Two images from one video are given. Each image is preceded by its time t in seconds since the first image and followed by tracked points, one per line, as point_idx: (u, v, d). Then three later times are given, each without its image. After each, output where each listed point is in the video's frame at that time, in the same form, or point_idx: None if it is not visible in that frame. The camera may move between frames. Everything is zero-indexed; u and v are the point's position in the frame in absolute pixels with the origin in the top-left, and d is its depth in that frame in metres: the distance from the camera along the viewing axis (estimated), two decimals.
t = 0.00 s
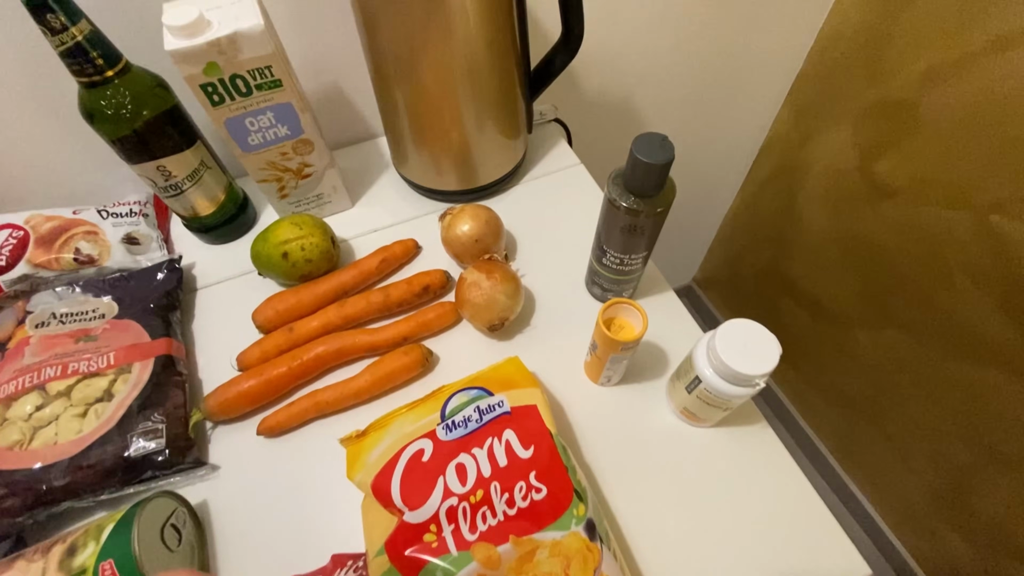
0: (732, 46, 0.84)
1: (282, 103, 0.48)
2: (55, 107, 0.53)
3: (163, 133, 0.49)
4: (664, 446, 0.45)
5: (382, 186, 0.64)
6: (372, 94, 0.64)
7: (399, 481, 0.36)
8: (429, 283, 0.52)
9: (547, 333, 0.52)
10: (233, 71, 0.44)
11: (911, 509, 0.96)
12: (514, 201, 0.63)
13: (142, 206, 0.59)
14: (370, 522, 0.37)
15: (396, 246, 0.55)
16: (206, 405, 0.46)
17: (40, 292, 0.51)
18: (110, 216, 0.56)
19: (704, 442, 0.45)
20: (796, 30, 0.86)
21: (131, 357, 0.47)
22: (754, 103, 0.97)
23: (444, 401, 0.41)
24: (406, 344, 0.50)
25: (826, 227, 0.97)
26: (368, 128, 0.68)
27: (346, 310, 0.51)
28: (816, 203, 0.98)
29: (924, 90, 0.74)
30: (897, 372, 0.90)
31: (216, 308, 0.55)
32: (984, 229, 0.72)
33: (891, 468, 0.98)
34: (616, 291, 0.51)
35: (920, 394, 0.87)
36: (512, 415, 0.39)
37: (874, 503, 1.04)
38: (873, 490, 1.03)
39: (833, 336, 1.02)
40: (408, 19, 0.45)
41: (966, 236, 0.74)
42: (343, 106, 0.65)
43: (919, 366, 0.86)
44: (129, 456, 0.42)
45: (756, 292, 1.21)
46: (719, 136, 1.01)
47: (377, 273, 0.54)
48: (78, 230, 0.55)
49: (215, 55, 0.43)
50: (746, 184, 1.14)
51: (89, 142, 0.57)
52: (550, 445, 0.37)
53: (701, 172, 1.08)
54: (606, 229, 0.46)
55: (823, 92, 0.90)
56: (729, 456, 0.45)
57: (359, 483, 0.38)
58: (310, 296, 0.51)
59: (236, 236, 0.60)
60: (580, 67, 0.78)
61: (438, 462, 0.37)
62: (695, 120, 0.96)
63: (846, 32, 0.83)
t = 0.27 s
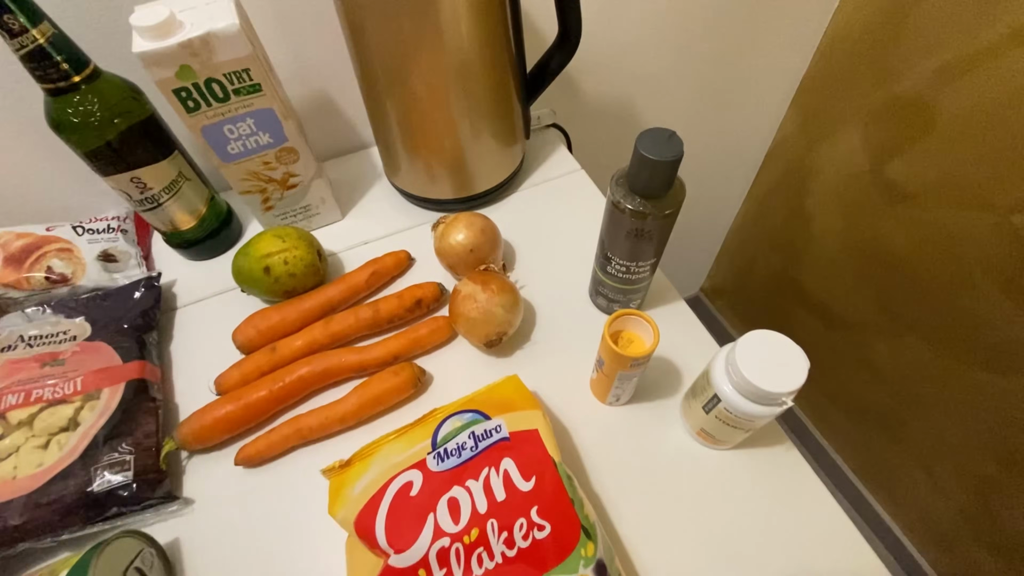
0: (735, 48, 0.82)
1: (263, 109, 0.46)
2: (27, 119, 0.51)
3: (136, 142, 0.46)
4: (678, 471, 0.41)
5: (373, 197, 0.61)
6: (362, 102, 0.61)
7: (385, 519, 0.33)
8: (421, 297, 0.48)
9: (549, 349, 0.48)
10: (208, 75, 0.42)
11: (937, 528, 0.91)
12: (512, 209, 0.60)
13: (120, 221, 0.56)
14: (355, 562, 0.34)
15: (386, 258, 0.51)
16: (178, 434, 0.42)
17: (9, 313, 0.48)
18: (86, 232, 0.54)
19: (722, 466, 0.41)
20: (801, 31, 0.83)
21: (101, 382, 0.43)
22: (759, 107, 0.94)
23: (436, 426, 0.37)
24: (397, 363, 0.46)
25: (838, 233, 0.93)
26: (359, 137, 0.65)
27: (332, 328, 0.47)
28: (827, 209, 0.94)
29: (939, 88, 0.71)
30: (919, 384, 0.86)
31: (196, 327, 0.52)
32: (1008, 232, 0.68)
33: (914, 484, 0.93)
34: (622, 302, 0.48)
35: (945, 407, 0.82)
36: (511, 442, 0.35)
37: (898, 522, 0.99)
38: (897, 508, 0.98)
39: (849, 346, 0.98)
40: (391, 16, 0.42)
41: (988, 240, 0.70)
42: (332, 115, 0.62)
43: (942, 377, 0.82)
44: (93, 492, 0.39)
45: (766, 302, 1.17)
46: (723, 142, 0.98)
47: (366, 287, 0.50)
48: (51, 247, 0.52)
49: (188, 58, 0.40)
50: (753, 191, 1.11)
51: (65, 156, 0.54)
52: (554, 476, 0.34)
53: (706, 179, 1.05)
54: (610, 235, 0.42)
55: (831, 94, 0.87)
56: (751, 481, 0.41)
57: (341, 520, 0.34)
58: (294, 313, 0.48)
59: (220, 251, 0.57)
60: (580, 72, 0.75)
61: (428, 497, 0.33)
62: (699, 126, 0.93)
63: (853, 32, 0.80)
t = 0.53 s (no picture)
0: (736, 38, 0.78)
1: (231, 98, 0.42)
2: None
3: (92, 136, 0.42)
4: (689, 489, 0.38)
5: (357, 195, 0.58)
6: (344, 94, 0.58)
7: (362, 553, 0.30)
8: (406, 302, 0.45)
9: (545, 356, 0.44)
10: (167, 60, 0.38)
11: (950, 532, 0.88)
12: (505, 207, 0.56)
13: (84, 223, 0.51)
14: None
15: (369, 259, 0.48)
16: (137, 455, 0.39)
17: None
18: (45, 236, 0.49)
19: (737, 482, 0.38)
20: (804, 20, 0.80)
21: (52, 401, 0.40)
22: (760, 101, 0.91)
23: (420, 445, 0.33)
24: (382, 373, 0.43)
25: (844, 229, 0.90)
26: (342, 132, 0.61)
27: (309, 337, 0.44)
28: (831, 204, 0.91)
29: (950, 75, 0.68)
30: (932, 384, 0.82)
31: (163, 338, 0.48)
32: None
33: (926, 487, 0.90)
34: (624, 304, 0.44)
35: (959, 408, 0.79)
36: (503, 463, 0.33)
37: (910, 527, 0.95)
38: (909, 513, 0.95)
39: (857, 346, 0.94)
40: None
41: (1005, 233, 0.67)
42: (312, 109, 0.58)
43: (956, 377, 0.78)
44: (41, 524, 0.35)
45: (769, 301, 1.14)
46: (724, 138, 0.95)
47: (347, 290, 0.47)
48: (7, 253, 0.48)
49: (143, 40, 0.37)
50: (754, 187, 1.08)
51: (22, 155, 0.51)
52: (551, 502, 0.31)
53: (706, 176, 1.01)
54: (610, 231, 0.39)
55: (835, 85, 0.84)
56: (769, 498, 0.37)
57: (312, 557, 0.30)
58: (266, 321, 0.44)
59: (191, 254, 0.53)
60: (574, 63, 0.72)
61: (412, 526, 0.31)
62: (698, 120, 0.90)
63: (858, 20, 0.77)
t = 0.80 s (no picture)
0: (734, 44, 0.77)
1: (212, 116, 0.40)
2: None
3: (69, 156, 0.40)
4: (692, 523, 0.36)
5: (347, 211, 0.56)
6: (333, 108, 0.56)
7: None
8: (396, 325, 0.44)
9: (543, 381, 0.43)
10: (144, 78, 0.36)
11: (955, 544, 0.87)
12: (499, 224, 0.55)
13: (64, 244, 0.50)
14: None
15: (359, 280, 0.46)
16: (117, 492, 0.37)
17: None
18: (23, 257, 0.48)
19: (743, 516, 0.36)
20: (803, 26, 0.79)
21: (26, 433, 0.38)
22: (759, 108, 0.89)
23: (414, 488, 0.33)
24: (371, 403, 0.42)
25: (846, 237, 0.89)
26: (332, 146, 0.60)
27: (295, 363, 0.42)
28: (832, 212, 0.90)
29: (953, 82, 0.66)
30: (937, 395, 0.81)
31: (144, 363, 0.46)
32: None
33: (931, 498, 0.88)
34: (623, 326, 0.42)
35: (966, 420, 0.77)
36: (496, 505, 0.32)
37: (915, 540, 0.94)
38: (915, 525, 0.93)
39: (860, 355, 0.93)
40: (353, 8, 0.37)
41: (1010, 242, 0.66)
42: (301, 123, 0.57)
43: (961, 388, 0.77)
44: (14, 567, 0.34)
45: (770, 310, 1.12)
46: (723, 145, 0.94)
47: (336, 313, 0.45)
48: None
49: (118, 58, 0.35)
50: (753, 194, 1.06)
51: None
52: (545, 546, 0.30)
53: (706, 183, 1.00)
54: (610, 253, 0.38)
55: (835, 92, 0.83)
56: (776, 534, 0.36)
57: None
58: (251, 346, 0.43)
59: (176, 274, 0.51)
60: (571, 73, 0.70)
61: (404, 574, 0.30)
62: (697, 127, 0.88)
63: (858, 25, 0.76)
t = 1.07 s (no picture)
0: (735, 45, 0.76)
1: (200, 125, 0.39)
2: None
3: (53, 167, 0.39)
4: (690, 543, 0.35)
5: (340, 218, 0.55)
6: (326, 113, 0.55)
7: None
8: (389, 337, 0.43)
9: (538, 395, 0.42)
10: (128, 87, 0.35)
11: (955, 548, 0.86)
12: (495, 232, 0.54)
13: (52, 253, 0.49)
14: None
15: (351, 291, 0.45)
16: (101, 511, 0.36)
17: None
18: (10, 267, 0.48)
19: (741, 535, 0.36)
20: (804, 27, 0.78)
21: (11, 449, 0.37)
22: (760, 109, 0.88)
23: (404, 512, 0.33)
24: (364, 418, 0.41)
25: (848, 240, 0.88)
26: (326, 152, 0.59)
27: (285, 377, 0.41)
28: (834, 214, 0.89)
29: (957, 84, 0.65)
30: (939, 400, 0.80)
31: (132, 376, 0.45)
32: None
33: (930, 502, 0.88)
34: (622, 337, 0.42)
35: (968, 426, 0.77)
36: (489, 530, 0.32)
37: (916, 545, 0.93)
38: (917, 531, 0.92)
39: (861, 359, 0.92)
40: (343, 15, 0.36)
41: (1012, 247, 0.65)
42: (294, 128, 0.56)
43: (963, 393, 0.76)
44: None
45: (771, 313, 1.11)
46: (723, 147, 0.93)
47: (327, 325, 0.44)
48: None
49: (101, 67, 0.34)
50: (754, 196, 1.05)
51: None
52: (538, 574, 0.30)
53: (706, 186, 0.99)
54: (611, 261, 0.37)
55: (837, 94, 0.82)
56: (775, 553, 0.35)
57: None
58: (241, 359, 0.42)
59: (167, 283, 0.50)
60: (569, 76, 0.69)
61: None
62: (698, 129, 0.87)
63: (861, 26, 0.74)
